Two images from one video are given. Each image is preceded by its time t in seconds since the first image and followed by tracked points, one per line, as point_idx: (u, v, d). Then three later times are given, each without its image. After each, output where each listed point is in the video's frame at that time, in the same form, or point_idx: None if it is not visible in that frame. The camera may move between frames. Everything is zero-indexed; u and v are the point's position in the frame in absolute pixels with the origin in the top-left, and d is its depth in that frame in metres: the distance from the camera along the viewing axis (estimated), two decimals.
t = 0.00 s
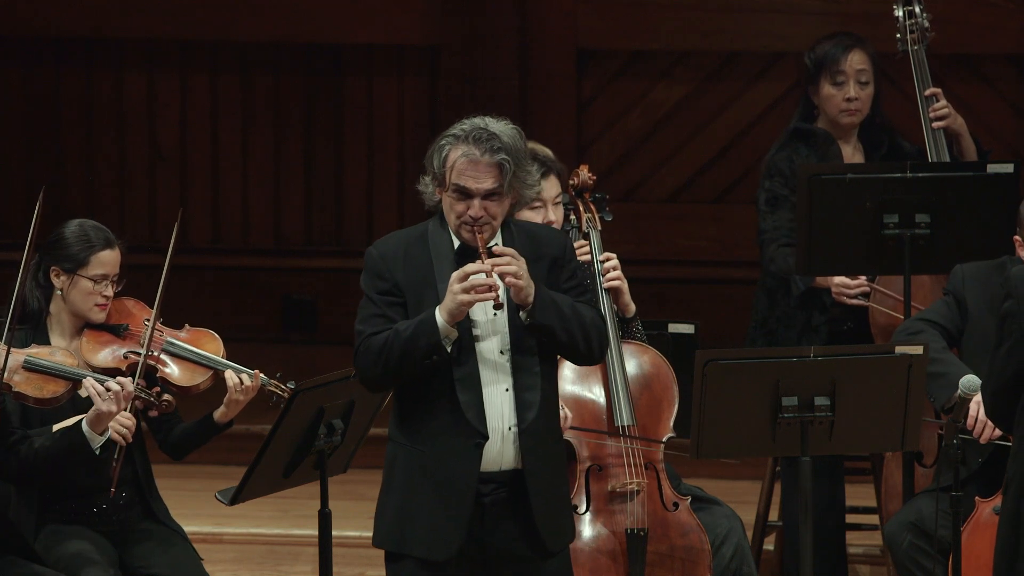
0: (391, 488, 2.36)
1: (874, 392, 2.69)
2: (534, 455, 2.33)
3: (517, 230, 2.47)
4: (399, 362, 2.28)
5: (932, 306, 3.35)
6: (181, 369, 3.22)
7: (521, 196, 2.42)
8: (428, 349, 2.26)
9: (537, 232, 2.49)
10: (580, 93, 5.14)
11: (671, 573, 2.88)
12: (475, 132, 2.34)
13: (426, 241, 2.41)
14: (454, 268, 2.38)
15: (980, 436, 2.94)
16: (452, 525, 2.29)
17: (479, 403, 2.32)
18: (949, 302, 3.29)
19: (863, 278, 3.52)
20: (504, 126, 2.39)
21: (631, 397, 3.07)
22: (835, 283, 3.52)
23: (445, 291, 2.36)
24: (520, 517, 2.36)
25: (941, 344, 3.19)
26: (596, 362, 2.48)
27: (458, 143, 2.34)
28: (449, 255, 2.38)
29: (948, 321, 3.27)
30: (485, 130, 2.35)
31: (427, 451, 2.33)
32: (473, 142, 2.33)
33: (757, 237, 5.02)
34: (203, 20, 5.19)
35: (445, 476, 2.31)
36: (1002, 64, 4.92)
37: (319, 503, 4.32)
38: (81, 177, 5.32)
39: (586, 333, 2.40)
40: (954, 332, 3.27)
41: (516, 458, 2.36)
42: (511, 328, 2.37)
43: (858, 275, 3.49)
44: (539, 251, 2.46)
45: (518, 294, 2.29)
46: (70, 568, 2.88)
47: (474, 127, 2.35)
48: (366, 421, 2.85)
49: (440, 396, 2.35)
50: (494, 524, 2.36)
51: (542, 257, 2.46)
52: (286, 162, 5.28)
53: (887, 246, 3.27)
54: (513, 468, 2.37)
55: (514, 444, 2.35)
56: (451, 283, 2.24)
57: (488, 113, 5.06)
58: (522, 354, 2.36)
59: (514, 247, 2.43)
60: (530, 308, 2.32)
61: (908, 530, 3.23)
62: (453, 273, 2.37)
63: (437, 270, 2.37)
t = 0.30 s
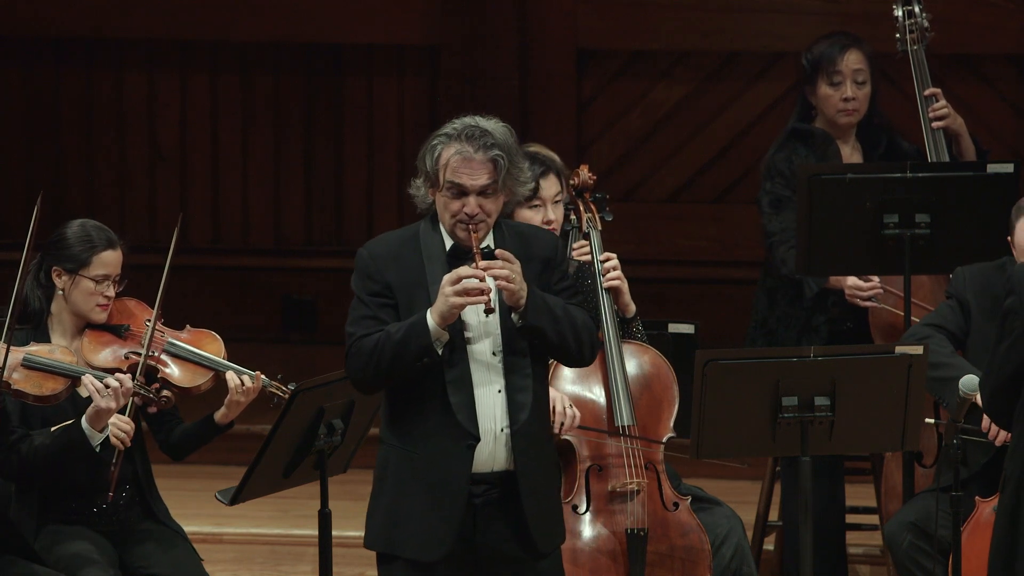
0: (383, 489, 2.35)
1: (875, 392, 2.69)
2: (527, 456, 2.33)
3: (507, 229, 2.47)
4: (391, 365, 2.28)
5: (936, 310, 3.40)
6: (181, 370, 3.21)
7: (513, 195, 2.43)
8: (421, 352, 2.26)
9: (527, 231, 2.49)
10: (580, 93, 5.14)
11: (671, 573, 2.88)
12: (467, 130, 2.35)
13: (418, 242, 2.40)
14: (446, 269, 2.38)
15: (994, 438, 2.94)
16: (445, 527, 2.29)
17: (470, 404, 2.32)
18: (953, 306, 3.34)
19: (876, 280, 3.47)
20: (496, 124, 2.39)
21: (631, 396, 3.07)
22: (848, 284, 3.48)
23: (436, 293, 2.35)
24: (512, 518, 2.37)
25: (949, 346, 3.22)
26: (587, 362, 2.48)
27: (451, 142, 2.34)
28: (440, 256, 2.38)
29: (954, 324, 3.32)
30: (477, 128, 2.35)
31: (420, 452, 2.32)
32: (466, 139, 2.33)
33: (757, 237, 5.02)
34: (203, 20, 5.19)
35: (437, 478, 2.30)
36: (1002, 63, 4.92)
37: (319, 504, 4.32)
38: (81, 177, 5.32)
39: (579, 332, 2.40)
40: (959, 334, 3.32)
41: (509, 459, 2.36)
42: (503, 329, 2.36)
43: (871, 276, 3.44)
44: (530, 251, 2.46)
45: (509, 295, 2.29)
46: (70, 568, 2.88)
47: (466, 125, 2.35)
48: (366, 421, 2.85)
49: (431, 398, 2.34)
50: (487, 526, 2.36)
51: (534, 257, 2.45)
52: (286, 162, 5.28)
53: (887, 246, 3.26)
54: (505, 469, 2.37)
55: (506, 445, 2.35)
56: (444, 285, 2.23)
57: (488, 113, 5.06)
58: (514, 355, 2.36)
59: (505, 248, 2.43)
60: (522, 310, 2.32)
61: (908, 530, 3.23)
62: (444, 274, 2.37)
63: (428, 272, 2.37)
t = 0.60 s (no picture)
0: (376, 491, 2.35)
1: (874, 392, 2.69)
2: (520, 458, 2.34)
3: (500, 230, 2.47)
4: (385, 366, 2.27)
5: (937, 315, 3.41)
6: (183, 369, 3.22)
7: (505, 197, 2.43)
8: (415, 354, 2.25)
9: (519, 232, 2.49)
10: (580, 93, 5.14)
11: (671, 573, 2.88)
12: (463, 131, 2.35)
13: (411, 244, 2.40)
14: (440, 271, 2.37)
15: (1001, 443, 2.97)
16: (439, 528, 2.29)
17: (464, 405, 2.32)
18: (953, 311, 3.35)
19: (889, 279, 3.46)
20: (490, 124, 2.40)
21: (631, 396, 3.07)
22: (860, 283, 3.48)
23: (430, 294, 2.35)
24: (506, 518, 2.37)
25: (950, 352, 3.23)
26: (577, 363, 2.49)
27: (446, 142, 2.34)
28: (434, 258, 2.38)
29: (954, 330, 3.33)
30: (472, 129, 2.36)
31: (415, 453, 2.32)
32: (462, 140, 2.34)
33: (757, 237, 5.02)
34: (203, 20, 5.19)
35: (431, 479, 2.30)
36: (1002, 63, 4.92)
37: (319, 504, 4.32)
38: (80, 177, 5.32)
39: (571, 334, 2.41)
40: (960, 339, 3.32)
41: (502, 460, 2.36)
42: (496, 330, 2.37)
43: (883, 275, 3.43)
44: (522, 251, 2.46)
45: (501, 298, 2.29)
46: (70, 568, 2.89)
47: (462, 126, 2.36)
48: (366, 421, 2.85)
49: (424, 399, 2.34)
50: (480, 527, 2.36)
51: (525, 257, 2.46)
52: (286, 162, 5.28)
53: (887, 246, 3.26)
54: (499, 470, 2.37)
55: (500, 446, 2.35)
56: (438, 286, 2.23)
57: (488, 112, 5.06)
58: (507, 357, 2.36)
59: (498, 249, 2.43)
60: (513, 311, 2.32)
61: (908, 530, 3.23)
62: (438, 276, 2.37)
63: (421, 273, 2.37)
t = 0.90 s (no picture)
0: (373, 491, 2.35)
1: (874, 392, 2.69)
2: (517, 459, 2.33)
3: (494, 230, 2.47)
4: (379, 367, 2.27)
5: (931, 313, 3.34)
6: (184, 368, 3.22)
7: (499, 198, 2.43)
8: (410, 355, 2.25)
9: (513, 232, 2.49)
10: (580, 93, 5.14)
11: (671, 573, 2.88)
12: (458, 132, 2.35)
13: (405, 245, 2.40)
14: (434, 272, 2.37)
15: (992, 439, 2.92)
16: (436, 529, 2.29)
17: (459, 406, 2.31)
18: (949, 309, 3.28)
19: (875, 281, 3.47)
20: (485, 125, 2.40)
21: (630, 397, 3.07)
22: (846, 285, 3.48)
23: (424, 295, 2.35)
24: (502, 518, 2.37)
25: (945, 352, 3.17)
26: (572, 364, 2.49)
27: (441, 144, 2.34)
28: (428, 259, 2.38)
29: (949, 327, 3.26)
30: (467, 131, 2.36)
31: (411, 454, 2.32)
32: (456, 142, 2.34)
33: (757, 237, 5.02)
34: (203, 20, 5.19)
35: (427, 480, 2.30)
36: (1002, 63, 4.92)
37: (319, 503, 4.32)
38: (80, 177, 5.32)
39: (565, 335, 2.41)
40: (956, 337, 3.26)
41: (498, 460, 2.36)
42: (491, 331, 2.37)
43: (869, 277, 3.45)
44: (517, 252, 2.46)
45: (495, 299, 2.29)
46: (71, 567, 2.89)
47: (457, 128, 2.36)
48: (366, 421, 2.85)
49: (419, 400, 2.34)
50: (477, 528, 2.36)
51: (520, 258, 2.46)
52: (286, 162, 5.28)
53: (887, 245, 3.26)
54: (495, 470, 2.37)
55: (495, 447, 2.35)
56: (431, 288, 2.23)
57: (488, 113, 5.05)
58: (502, 358, 2.36)
59: (492, 249, 2.43)
60: (508, 312, 2.32)
61: (908, 530, 3.23)
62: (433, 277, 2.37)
63: (416, 274, 2.37)
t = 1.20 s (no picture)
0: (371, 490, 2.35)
1: (874, 393, 2.69)
2: (515, 459, 2.34)
3: (491, 229, 2.47)
4: (373, 368, 2.28)
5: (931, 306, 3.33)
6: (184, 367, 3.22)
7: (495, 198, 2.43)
8: (404, 356, 2.25)
9: (511, 231, 2.49)
10: (580, 93, 5.14)
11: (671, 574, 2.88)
12: (453, 133, 2.35)
13: (402, 245, 2.40)
14: (430, 272, 2.37)
15: (977, 433, 2.89)
16: (434, 529, 2.29)
17: (455, 406, 2.31)
18: (948, 303, 3.27)
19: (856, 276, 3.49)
20: (480, 126, 2.40)
21: (630, 397, 3.07)
22: (827, 280, 3.50)
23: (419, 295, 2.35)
24: (500, 518, 2.37)
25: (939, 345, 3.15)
26: (570, 363, 2.49)
27: (437, 145, 2.34)
28: (424, 258, 2.38)
29: (946, 322, 3.24)
30: (463, 132, 2.35)
31: (407, 454, 2.32)
32: (452, 143, 2.33)
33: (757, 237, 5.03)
34: (203, 20, 5.18)
35: (423, 480, 2.30)
36: (1002, 63, 4.92)
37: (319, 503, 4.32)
38: (80, 177, 5.31)
39: (562, 334, 2.41)
40: (952, 333, 3.24)
41: (495, 459, 2.37)
42: (489, 331, 2.37)
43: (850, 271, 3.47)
44: (515, 251, 2.46)
45: (491, 300, 2.29)
46: (71, 567, 2.89)
47: (453, 129, 2.35)
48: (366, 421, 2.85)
49: (415, 400, 2.34)
50: (475, 527, 2.36)
51: (518, 257, 2.46)
52: (286, 162, 5.28)
53: (887, 245, 3.26)
54: (492, 469, 2.37)
55: (492, 446, 2.35)
56: (423, 289, 2.23)
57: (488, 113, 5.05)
58: (499, 357, 2.36)
59: (489, 249, 2.43)
60: (505, 312, 2.32)
61: (908, 530, 3.23)
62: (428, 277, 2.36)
63: (412, 274, 2.36)
